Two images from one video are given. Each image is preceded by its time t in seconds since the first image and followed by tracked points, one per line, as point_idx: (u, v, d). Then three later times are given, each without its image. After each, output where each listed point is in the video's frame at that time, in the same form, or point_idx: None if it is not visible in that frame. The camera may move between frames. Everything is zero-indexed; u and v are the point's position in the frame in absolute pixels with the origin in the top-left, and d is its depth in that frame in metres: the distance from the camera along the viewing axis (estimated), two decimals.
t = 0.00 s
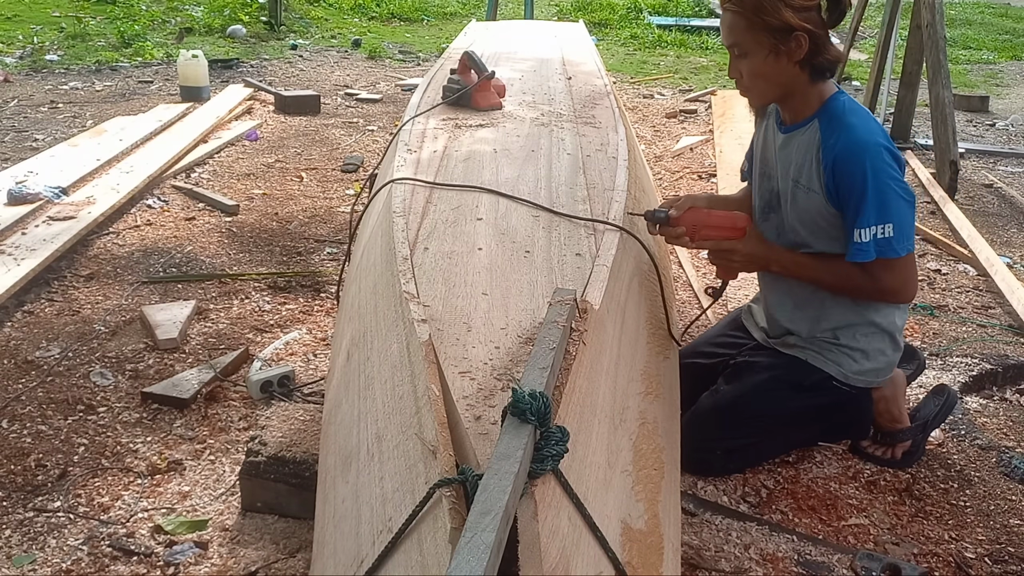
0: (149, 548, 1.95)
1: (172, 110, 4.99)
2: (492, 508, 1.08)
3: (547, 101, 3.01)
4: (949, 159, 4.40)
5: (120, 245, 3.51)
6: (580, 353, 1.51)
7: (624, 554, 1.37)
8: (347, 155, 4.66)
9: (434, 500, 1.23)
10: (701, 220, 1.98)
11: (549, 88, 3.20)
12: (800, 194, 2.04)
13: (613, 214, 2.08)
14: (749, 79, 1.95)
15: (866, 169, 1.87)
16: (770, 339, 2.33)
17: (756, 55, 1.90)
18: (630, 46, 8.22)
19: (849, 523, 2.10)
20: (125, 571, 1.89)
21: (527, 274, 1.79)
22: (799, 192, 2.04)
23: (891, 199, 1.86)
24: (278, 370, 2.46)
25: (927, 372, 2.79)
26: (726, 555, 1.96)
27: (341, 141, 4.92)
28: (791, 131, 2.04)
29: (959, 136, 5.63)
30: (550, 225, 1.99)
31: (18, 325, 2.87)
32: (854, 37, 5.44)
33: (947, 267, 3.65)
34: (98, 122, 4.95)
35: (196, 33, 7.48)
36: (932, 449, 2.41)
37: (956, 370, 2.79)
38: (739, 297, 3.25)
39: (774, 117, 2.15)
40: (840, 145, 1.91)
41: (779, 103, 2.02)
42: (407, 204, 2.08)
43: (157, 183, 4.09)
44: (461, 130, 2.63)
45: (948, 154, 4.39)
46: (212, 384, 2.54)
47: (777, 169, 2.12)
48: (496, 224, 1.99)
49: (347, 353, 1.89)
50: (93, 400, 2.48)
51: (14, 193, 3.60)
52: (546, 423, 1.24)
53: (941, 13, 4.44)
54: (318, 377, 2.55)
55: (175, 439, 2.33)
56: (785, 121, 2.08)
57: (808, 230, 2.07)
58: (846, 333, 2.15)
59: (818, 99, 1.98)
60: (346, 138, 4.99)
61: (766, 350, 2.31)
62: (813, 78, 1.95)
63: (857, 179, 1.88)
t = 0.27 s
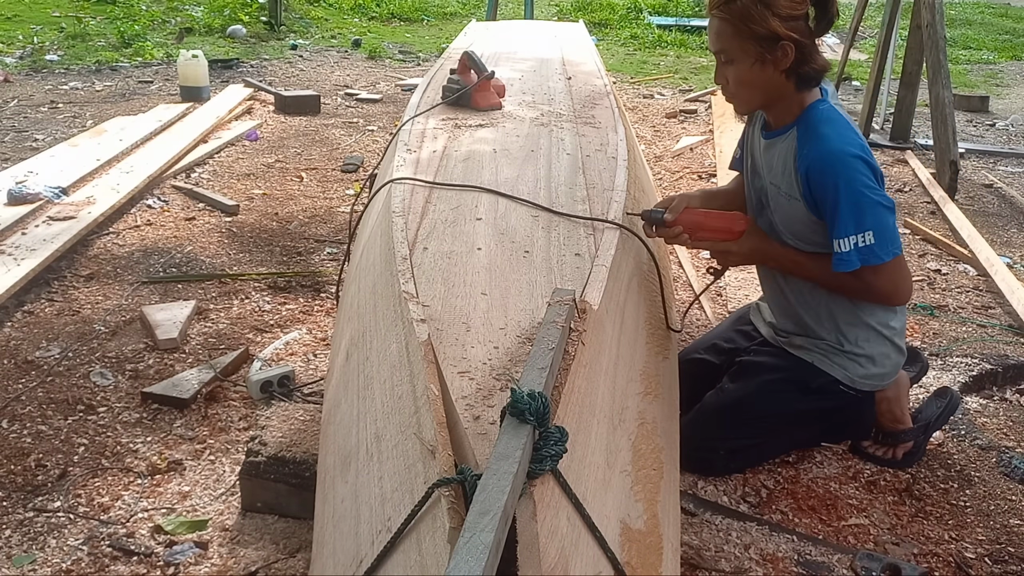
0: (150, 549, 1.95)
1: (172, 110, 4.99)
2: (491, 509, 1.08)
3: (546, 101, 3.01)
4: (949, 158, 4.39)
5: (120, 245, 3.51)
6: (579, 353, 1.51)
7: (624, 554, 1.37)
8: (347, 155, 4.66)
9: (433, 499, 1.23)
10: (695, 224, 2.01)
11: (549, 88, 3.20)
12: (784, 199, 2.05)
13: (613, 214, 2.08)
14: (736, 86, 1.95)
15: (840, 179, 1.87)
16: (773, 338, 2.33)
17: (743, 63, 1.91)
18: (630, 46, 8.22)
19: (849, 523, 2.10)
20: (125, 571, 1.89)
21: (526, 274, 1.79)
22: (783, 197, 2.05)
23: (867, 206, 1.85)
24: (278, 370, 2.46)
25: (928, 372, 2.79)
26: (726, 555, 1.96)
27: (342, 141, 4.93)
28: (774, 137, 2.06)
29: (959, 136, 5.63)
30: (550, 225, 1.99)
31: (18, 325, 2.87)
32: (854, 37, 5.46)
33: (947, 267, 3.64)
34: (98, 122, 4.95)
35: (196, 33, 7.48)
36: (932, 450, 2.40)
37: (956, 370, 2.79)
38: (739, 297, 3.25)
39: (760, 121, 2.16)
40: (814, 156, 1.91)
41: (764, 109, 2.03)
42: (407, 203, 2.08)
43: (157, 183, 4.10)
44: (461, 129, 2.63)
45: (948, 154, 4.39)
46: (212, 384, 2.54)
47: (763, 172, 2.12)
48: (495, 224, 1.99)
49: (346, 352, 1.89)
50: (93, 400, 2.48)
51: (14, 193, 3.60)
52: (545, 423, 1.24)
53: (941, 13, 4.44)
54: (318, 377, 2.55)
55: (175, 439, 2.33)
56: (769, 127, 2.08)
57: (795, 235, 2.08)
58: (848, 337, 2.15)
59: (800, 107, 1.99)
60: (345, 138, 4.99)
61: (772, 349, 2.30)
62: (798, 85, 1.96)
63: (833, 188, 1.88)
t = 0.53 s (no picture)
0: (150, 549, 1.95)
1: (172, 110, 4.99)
2: (491, 509, 1.08)
3: (547, 101, 3.01)
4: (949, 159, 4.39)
5: (120, 245, 3.51)
6: (579, 353, 1.51)
7: (624, 554, 1.37)
8: (347, 155, 4.66)
9: (434, 499, 1.23)
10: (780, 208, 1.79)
11: (549, 88, 3.20)
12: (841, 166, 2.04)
13: (614, 214, 2.08)
14: (808, 42, 1.96)
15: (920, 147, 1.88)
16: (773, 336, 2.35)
17: (819, 20, 1.92)
18: (630, 46, 8.22)
19: (849, 523, 2.10)
20: (125, 571, 1.89)
21: (527, 274, 1.78)
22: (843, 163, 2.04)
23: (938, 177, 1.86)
24: (278, 370, 2.45)
25: (928, 372, 2.79)
26: (726, 555, 1.96)
27: (341, 141, 4.93)
28: (842, 103, 2.05)
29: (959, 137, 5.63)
30: (550, 225, 1.99)
31: (18, 325, 2.87)
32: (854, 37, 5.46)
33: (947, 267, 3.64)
34: (98, 122, 4.95)
35: (196, 33, 7.48)
36: (931, 450, 2.40)
37: (956, 370, 2.79)
38: (738, 297, 3.25)
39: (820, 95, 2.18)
40: (907, 113, 1.91)
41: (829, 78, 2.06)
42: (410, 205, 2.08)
43: (157, 183, 4.10)
44: (461, 129, 2.63)
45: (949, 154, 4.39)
46: (212, 384, 2.54)
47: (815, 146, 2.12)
48: (496, 224, 1.99)
49: (346, 353, 1.89)
50: (93, 400, 2.48)
51: (14, 193, 3.60)
52: (546, 422, 1.24)
53: (941, 13, 4.44)
54: (318, 377, 2.55)
55: (175, 439, 2.33)
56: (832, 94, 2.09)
57: (845, 205, 2.06)
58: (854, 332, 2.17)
59: (872, 76, 2.00)
60: (345, 138, 4.99)
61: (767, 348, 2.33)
62: (870, 53, 1.97)
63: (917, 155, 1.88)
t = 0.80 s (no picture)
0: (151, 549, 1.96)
1: (172, 111, 4.99)
2: (491, 508, 1.08)
3: (547, 102, 3.01)
4: (949, 159, 4.40)
5: (120, 245, 3.51)
6: (579, 353, 1.51)
7: (624, 554, 1.37)
8: (348, 156, 4.67)
9: (434, 499, 1.24)
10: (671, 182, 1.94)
11: (549, 88, 3.21)
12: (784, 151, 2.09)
13: (613, 214, 2.09)
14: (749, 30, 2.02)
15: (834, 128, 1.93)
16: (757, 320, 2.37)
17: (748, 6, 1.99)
18: (630, 46, 8.23)
19: (849, 523, 2.11)
20: (125, 570, 1.90)
21: (527, 274, 1.79)
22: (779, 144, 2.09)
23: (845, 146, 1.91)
24: (278, 370, 2.45)
25: (927, 372, 2.79)
26: (725, 555, 1.97)
27: (342, 141, 4.93)
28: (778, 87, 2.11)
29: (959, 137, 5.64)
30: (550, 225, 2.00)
31: (18, 325, 2.87)
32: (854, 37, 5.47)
33: (947, 267, 3.65)
34: (98, 122, 4.95)
35: (197, 33, 7.49)
36: (931, 449, 2.40)
37: (956, 370, 2.80)
38: (738, 297, 3.25)
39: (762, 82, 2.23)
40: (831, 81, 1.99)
41: (765, 66, 2.13)
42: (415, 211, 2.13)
43: (158, 183, 4.10)
44: (461, 130, 2.64)
45: (948, 154, 4.40)
46: (212, 385, 2.55)
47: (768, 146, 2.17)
48: (496, 224, 2.00)
49: (347, 353, 1.90)
50: (93, 400, 2.49)
51: (14, 193, 3.60)
52: (546, 422, 1.24)
53: (940, 13, 4.45)
54: (318, 376, 2.55)
55: (175, 439, 2.33)
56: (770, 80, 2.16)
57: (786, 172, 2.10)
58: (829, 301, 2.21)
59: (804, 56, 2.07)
60: (346, 138, 5.00)
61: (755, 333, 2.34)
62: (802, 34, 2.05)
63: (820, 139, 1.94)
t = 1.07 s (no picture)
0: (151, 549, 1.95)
1: (172, 111, 4.99)
2: (491, 509, 1.08)
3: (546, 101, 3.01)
4: (949, 159, 4.39)
5: (120, 245, 3.51)
6: (579, 353, 1.51)
7: (624, 554, 1.37)
8: (348, 156, 4.66)
9: (434, 499, 1.23)
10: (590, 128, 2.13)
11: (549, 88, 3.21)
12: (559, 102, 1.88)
13: (614, 214, 2.08)
14: None
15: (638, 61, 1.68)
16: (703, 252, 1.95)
17: None
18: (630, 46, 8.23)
19: (850, 523, 2.10)
20: (125, 571, 1.90)
21: (527, 274, 1.79)
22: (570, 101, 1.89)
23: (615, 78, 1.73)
24: (278, 370, 2.45)
25: (927, 372, 2.78)
26: (726, 555, 1.96)
27: (342, 141, 4.93)
28: None
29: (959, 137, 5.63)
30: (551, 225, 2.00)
31: (18, 325, 2.87)
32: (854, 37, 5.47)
33: (947, 267, 3.64)
34: (98, 122, 4.95)
35: (196, 33, 7.48)
36: (931, 448, 2.40)
37: (956, 370, 2.79)
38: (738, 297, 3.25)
39: None
40: None
41: None
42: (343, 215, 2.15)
43: (157, 183, 4.10)
44: (461, 130, 2.63)
45: (948, 154, 4.39)
46: (212, 385, 2.54)
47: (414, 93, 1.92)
48: (496, 224, 2.00)
49: (347, 353, 1.89)
50: (93, 400, 2.49)
51: (14, 193, 3.60)
52: (546, 422, 1.24)
53: (941, 13, 4.45)
54: (318, 377, 2.55)
55: (175, 439, 2.33)
56: None
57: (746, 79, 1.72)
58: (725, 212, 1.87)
59: None
60: (345, 138, 4.99)
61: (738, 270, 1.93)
62: None
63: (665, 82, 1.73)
